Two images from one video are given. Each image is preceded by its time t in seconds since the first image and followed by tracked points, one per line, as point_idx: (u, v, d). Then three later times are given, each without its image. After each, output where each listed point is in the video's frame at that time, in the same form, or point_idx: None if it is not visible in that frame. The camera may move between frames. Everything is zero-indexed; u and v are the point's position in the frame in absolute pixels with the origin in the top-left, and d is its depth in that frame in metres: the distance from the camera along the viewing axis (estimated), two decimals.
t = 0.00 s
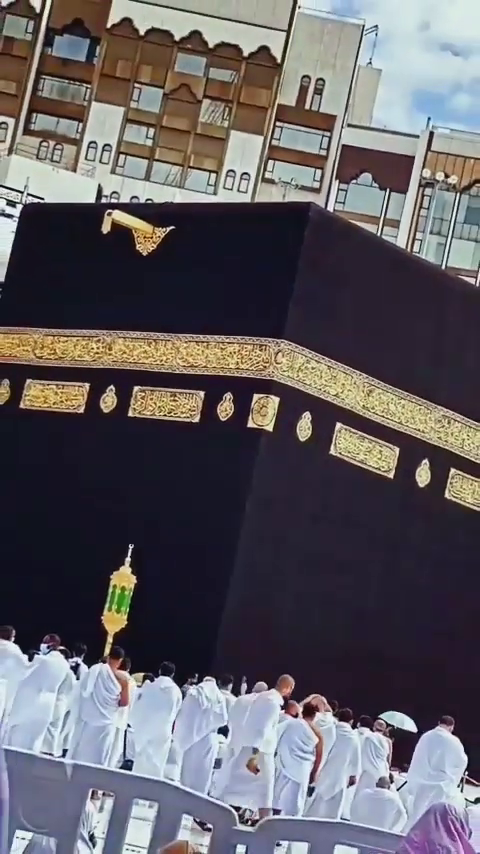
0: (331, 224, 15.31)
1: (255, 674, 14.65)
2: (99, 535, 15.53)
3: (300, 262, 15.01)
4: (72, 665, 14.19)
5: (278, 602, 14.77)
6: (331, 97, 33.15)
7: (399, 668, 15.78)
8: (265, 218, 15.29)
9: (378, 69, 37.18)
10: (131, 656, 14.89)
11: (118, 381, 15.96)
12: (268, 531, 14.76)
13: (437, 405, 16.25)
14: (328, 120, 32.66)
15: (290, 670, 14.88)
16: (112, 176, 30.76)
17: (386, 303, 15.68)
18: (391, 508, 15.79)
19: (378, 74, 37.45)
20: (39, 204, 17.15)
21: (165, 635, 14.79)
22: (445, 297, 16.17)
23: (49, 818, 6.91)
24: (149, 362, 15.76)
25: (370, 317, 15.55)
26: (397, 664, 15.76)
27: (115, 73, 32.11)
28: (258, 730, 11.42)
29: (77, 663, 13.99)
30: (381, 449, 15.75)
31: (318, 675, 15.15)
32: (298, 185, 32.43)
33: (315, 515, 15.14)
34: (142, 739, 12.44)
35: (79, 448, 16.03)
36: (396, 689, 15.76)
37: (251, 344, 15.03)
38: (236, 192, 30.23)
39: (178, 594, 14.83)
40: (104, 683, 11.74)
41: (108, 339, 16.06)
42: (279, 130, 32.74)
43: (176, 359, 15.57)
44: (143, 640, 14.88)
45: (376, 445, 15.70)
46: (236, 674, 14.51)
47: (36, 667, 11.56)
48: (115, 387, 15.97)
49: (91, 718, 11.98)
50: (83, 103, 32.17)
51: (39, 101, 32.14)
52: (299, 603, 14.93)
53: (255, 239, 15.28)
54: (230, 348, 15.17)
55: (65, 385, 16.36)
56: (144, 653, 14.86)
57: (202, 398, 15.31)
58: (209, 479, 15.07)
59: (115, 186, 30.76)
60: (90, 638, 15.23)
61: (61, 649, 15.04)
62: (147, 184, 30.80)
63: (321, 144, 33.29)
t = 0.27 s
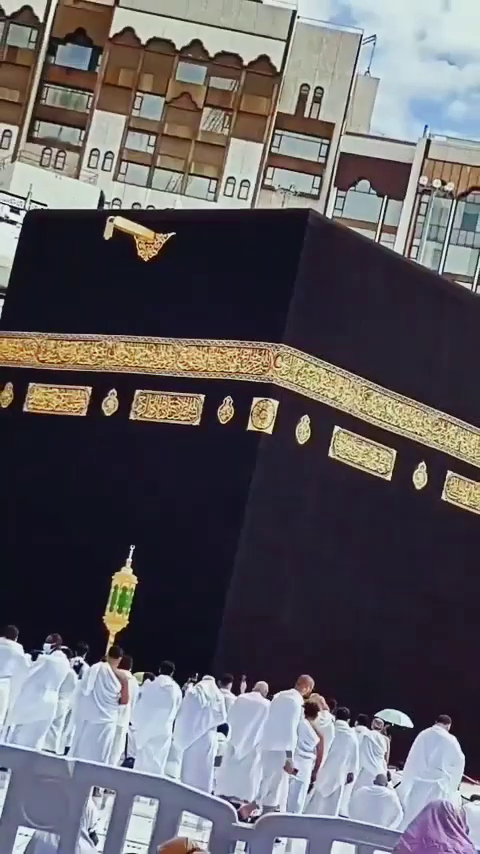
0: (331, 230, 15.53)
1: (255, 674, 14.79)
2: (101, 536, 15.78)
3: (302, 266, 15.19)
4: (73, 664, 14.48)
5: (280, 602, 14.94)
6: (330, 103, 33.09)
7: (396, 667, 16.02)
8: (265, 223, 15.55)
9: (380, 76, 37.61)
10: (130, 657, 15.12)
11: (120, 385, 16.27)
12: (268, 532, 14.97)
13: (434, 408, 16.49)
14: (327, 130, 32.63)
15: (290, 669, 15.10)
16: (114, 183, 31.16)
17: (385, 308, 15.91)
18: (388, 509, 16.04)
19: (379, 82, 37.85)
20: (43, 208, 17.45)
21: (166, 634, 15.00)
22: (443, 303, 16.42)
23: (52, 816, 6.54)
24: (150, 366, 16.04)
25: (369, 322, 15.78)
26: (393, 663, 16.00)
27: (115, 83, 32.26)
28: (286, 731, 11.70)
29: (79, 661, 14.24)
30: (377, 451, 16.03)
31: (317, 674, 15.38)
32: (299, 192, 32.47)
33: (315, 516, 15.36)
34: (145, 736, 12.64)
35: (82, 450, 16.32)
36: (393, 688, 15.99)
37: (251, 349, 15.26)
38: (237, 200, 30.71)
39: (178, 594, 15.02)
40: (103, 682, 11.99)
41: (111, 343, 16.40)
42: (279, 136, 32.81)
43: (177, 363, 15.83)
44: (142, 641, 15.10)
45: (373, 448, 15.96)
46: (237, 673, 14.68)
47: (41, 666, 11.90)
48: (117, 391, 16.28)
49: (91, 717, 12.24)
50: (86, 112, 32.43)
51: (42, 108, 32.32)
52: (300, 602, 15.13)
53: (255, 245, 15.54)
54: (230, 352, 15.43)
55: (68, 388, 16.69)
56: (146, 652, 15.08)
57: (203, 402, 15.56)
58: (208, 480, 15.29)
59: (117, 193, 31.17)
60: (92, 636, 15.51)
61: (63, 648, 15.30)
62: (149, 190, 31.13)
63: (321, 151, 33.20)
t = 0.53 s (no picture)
0: (329, 236, 15.87)
1: (255, 671, 15.09)
2: (105, 536, 16.12)
3: (301, 272, 15.50)
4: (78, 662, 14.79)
5: (279, 602, 15.26)
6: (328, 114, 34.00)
7: (393, 665, 16.34)
8: (265, 230, 15.88)
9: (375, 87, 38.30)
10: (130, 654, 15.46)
11: (123, 387, 16.61)
12: (268, 533, 15.28)
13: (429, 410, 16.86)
14: (327, 138, 33.47)
15: (290, 666, 15.40)
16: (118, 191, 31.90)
17: (382, 313, 16.26)
18: (385, 510, 16.37)
19: (376, 94, 38.48)
20: (47, 214, 17.90)
21: (166, 632, 15.31)
22: (439, 309, 16.79)
23: (58, 810, 5.96)
24: (152, 369, 16.40)
25: (366, 326, 16.12)
26: (390, 660, 16.32)
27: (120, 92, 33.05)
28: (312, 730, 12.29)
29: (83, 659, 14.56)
30: (375, 452, 16.37)
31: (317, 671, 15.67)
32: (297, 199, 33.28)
33: (314, 516, 15.66)
34: (146, 732, 12.99)
35: (86, 450, 16.70)
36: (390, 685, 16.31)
37: (251, 353, 15.58)
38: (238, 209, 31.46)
39: (178, 592, 15.35)
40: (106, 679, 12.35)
41: (114, 346, 16.71)
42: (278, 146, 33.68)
43: (179, 366, 16.17)
44: (142, 638, 15.42)
45: (370, 450, 16.30)
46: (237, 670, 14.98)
47: (49, 664, 12.39)
48: (120, 394, 16.61)
49: (93, 712, 12.61)
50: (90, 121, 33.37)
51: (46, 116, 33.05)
52: (300, 602, 15.43)
53: (255, 251, 15.87)
54: (231, 357, 15.76)
55: (72, 392, 17.06)
56: (148, 649, 15.39)
57: (204, 404, 15.90)
58: (209, 481, 15.61)
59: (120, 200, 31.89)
60: (96, 634, 15.83)
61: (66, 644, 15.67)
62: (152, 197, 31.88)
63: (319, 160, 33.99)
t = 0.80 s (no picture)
0: (327, 243, 16.26)
1: (256, 668, 15.45)
2: (109, 535, 16.57)
3: (300, 278, 15.91)
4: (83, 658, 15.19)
5: (279, 600, 15.62)
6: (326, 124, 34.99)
7: (388, 661, 16.76)
8: (265, 237, 16.32)
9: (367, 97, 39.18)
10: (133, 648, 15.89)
11: (126, 390, 17.10)
12: (268, 532, 15.64)
13: (424, 413, 17.26)
14: (325, 147, 34.53)
15: (289, 664, 15.75)
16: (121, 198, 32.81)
17: (378, 318, 16.67)
18: (381, 510, 16.76)
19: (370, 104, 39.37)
20: (53, 222, 18.39)
21: (169, 629, 15.69)
22: (433, 314, 17.20)
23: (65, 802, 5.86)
24: (155, 373, 16.84)
25: (363, 331, 16.52)
26: (385, 657, 16.73)
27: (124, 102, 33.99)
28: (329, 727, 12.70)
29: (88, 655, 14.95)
30: (372, 454, 16.74)
31: (315, 668, 16.04)
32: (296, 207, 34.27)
33: (312, 516, 16.03)
34: (149, 725, 13.41)
35: (91, 452, 17.18)
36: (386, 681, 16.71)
37: (251, 357, 15.99)
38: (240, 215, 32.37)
39: (180, 590, 15.76)
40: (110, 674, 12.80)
41: (118, 351, 17.23)
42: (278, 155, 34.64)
43: (181, 370, 16.61)
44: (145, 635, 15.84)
45: (368, 451, 16.69)
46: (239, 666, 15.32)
47: (56, 660, 12.75)
48: (123, 396, 17.11)
49: (96, 706, 13.01)
50: (95, 131, 34.33)
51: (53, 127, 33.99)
52: (300, 600, 15.81)
53: (256, 258, 16.30)
54: (231, 361, 16.16)
55: (77, 395, 17.53)
56: (153, 647, 15.76)
57: (205, 407, 16.31)
58: (211, 481, 16.02)
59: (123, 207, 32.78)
60: (100, 631, 16.25)
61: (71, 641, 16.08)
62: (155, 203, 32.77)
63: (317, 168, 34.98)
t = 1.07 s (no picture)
0: (327, 250, 16.65)
1: (255, 665, 15.81)
2: (113, 534, 17.01)
3: (300, 284, 16.30)
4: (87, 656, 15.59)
5: (279, 598, 16.00)
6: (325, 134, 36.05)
7: (385, 658, 17.15)
8: (264, 244, 16.71)
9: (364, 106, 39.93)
10: (137, 643, 16.26)
11: (130, 393, 17.54)
12: (268, 532, 16.01)
13: (420, 416, 17.69)
14: (324, 157, 35.40)
15: (288, 661, 16.11)
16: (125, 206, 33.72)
17: (376, 324, 17.08)
18: (378, 511, 17.16)
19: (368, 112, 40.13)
20: (58, 229, 18.90)
21: (171, 626, 16.07)
22: (430, 320, 17.63)
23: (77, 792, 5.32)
24: (158, 376, 17.28)
25: (361, 336, 16.93)
26: (382, 654, 17.12)
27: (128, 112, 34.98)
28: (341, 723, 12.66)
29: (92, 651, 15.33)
30: (369, 456, 17.16)
31: (314, 664, 16.42)
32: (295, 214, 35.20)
33: (312, 516, 16.40)
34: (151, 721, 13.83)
35: (96, 454, 17.62)
36: (383, 678, 17.10)
37: (252, 361, 16.39)
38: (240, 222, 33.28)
39: (182, 588, 16.15)
40: (115, 669, 13.26)
41: (122, 355, 17.68)
42: (278, 163, 35.62)
43: (183, 374, 17.03)
44: (147, 631, 16.22)
45: (365, 453, 17.09)
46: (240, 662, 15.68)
47: (62, 656, 13.16)
48: (127, 399, 17.57)
49: (100, 699, 13.42)
50: (100, 140, 35.24)
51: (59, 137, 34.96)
52: (299, 598, 16.20)
53: (257, 264, 16.70)
54: (233, 365, 16.56)
55: (82, 397, 18.01)
56: (155, 644, 16.11)
57: (207, 410, 16.72)
58: (212, 482, 16.39)
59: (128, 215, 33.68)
60: (104, 627, 16.68)
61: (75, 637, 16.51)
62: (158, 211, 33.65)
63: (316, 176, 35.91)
